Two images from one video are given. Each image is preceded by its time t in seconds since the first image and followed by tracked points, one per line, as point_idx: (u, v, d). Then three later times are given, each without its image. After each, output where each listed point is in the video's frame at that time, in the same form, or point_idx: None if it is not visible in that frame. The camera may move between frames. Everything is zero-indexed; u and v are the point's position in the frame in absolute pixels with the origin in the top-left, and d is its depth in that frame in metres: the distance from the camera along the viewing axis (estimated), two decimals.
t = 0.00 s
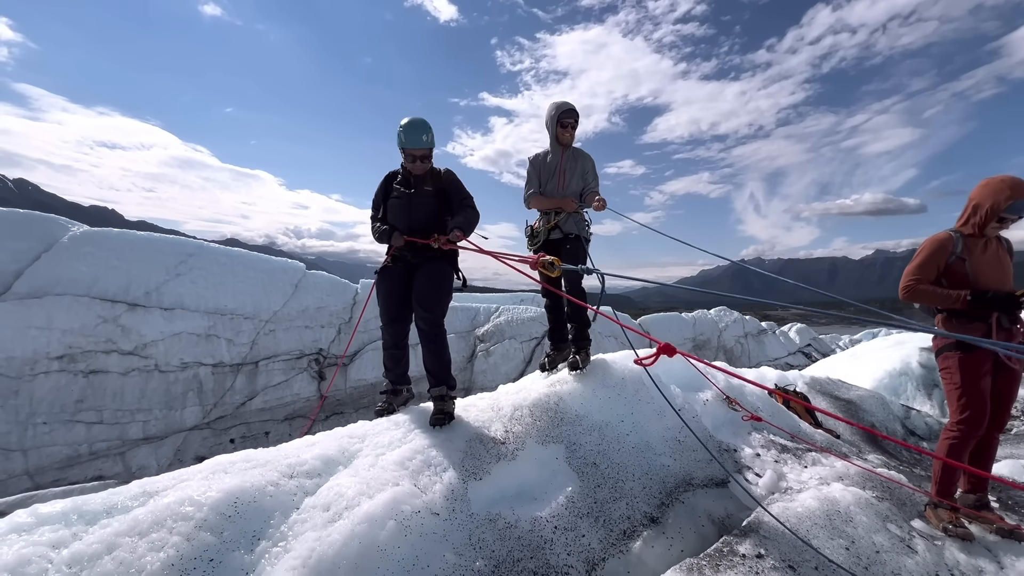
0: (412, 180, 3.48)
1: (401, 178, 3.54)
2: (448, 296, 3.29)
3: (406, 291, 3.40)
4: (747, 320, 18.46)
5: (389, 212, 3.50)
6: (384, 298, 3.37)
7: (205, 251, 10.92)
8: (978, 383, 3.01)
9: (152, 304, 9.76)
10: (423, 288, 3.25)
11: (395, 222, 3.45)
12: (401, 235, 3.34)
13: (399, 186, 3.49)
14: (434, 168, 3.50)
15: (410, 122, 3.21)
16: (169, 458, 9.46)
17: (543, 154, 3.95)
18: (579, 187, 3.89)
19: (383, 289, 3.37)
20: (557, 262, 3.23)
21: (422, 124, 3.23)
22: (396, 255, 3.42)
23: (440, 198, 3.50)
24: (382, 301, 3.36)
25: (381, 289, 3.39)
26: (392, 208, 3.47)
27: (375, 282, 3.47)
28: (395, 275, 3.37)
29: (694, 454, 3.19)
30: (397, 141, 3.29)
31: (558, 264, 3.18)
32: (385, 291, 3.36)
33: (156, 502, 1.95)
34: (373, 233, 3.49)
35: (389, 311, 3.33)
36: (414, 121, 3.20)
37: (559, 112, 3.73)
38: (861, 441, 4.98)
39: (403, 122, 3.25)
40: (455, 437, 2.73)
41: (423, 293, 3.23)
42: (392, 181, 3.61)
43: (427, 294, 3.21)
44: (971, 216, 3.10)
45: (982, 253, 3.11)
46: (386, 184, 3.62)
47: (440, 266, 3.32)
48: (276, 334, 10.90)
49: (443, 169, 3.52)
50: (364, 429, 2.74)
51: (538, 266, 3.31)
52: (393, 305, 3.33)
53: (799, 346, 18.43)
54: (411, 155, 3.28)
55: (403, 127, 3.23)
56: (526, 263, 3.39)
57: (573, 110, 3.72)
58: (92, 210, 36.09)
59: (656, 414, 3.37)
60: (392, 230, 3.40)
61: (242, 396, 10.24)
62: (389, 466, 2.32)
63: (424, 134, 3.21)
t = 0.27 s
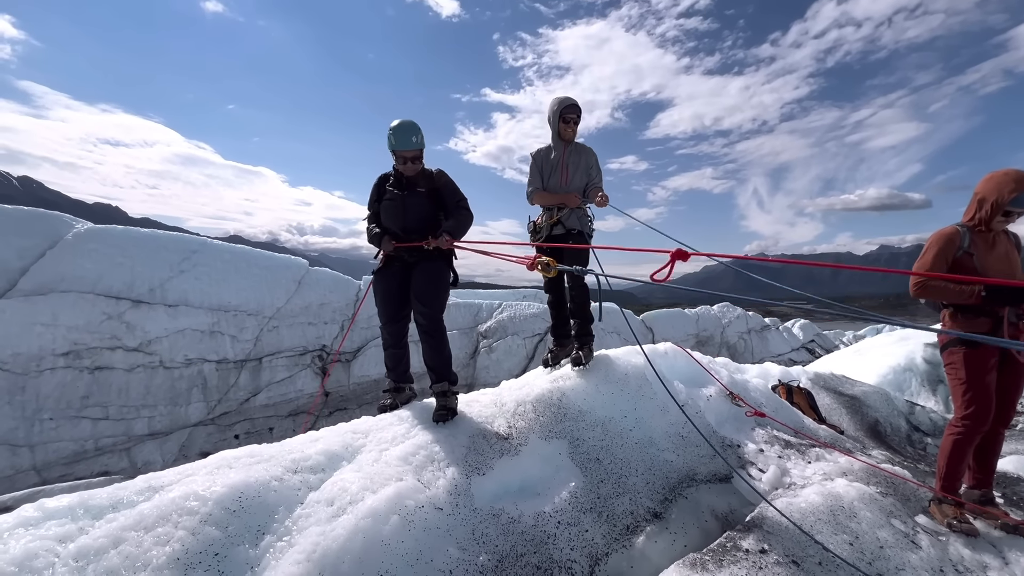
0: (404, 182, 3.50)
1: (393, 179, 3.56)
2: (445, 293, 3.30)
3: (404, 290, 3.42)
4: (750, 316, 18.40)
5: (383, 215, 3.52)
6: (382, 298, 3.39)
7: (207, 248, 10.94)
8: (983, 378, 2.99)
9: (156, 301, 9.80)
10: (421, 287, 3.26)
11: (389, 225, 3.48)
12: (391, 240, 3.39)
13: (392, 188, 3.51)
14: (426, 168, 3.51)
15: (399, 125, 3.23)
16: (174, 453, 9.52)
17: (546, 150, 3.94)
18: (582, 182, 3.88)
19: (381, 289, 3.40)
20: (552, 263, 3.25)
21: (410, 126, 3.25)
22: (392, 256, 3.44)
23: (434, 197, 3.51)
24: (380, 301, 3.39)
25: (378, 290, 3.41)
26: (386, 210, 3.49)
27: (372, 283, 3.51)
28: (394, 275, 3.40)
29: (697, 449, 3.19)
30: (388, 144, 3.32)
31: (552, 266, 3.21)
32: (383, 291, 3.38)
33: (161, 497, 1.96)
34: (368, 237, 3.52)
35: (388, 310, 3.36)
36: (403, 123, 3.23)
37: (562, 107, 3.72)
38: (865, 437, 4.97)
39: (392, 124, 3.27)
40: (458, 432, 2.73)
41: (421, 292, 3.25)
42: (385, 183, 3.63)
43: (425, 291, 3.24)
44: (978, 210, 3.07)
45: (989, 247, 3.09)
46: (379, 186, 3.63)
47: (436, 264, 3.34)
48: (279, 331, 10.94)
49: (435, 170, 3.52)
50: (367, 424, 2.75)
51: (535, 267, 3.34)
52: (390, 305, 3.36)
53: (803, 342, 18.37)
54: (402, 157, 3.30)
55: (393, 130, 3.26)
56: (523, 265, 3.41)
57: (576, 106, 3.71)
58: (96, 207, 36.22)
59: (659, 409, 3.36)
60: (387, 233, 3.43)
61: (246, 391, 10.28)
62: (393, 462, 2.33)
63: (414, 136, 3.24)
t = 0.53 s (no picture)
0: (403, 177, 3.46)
1: (391, 174, 3.51)
2: (445, 286, 3.28)
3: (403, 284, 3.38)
4: (749, 311, 18.38)
5: (382, 209, 3.48)
6: (380, 293, 3.34)
7: (206, 244, 10.89)
8: (991, 371, 2.97)
9: (156, 297, 9.76)
10: (421, 282, 3.23)
11: (388, 219, 3.44)
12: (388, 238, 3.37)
13: (391, 182, 3.47)
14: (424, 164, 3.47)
15: (396, 119, 3.18)
16: (175, 449, 9.51)
17: (547, 142, 3.89)
18: (584, 173, 3.83)
19: (379, 284, 3.34)
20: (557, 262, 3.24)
21: (407, 120, 3.20)
22: (391, 251, 3.40)
23: (433, 192, 3.47)
24: (377, 296, 3.35)
25: (375, 284, 3.36)
26: (384, 205, 3.45)
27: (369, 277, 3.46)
28: (393, 269, 3.36)
29: (700, 443, 3.17)
30: (386, 138, 3.27)
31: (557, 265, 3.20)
32: (381, 285, 3.33)
33: (158, 492, 1.93)
34: (366, 233, 3.48)
35: (385, 305, 3.32)
36: (401, 116, 3.18)
37: (563, 98, 3.67)
38: (868, 430, 4.95)
39: (391, 118, 3.23)
40: (459, 426, 2.70)
41: (421, 286, 3.21)
42: (383, 178, 3.58)
43: (425, 284, 3.20)
44: (986, 201, 3.06)
45: (998, 239, 3.07)
46: (377, 180, 3.58)
47: (436, 258, 3.30)
48: (279, 327, 10.91)
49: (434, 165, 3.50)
50: (368, 419, 2.71)
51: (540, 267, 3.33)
52: (389, 300, 3.32)
53: (803, 337, 18.37)
54: (401, 151, 3.26)
55: (390, 124, 3.21)
56: (529, 265, 3.40)
57: (577, 96, 3.66)
58: (95, 203, 36.16)
59: (662, 403, 3.34)
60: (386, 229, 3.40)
61: (246, 387, 10.26)
62: (393, 456, 2.29)
63: (412, 130, 3.19)
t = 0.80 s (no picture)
0: (405, 162, 3.36)
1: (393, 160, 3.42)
2: (449, 273, 3.21)
3: (405, 272, 3.31)
4: (747, 305, 18.36)
5: (384, 196, 3.40)
6: (380, 280, 3.26)
7: (203, 239, 10.79)
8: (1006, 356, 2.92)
9: (152, 291, 9.67)
10: (422, 269, 3.15)
11: (391, 206, 3.36)
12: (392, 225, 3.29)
13: (393, 169, 3.37)
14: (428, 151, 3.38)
15: (400, 104, 3.11)
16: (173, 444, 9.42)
17: (551, 125, 3.81)
18: (588, 157, 3.73)
19: (379, 271, 3.26)
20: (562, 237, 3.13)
21: (412, 106, 3.13)
22: (392, 238, 3.32)
23: (436, 178, 3.38)
24: (378, 284, 3.27)
25: (377, 272, 3.29)
26: (386, 192, 3.37)
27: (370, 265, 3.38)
28: (394, 256, 3.28)
29: (709, 431, 3.11)
30: (388, 123, 3.19)
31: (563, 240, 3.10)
32: (383, 273, 3.26)
33: (156, 480, 1.86)
34: (367, 220, 3.39)
35: (387, 292, 3.24)
36: (405, 102, 3.11)
37: (567, 80, 3.58)
38: (874, 420, 4.91)
39: (393, 104, 3.15)
40: (465, 413, 2.63)
41: (423, 273, 3.13)
42: (384, 164, 3.48)
43: (428, 270, 3.13)
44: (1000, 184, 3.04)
45: (1014, 222, 3.01)
46: (378, 167, 3.49)
47: (439, 244, 3.22)
48: (277, 322, 10.80)
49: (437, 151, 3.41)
50: (371, 407, 2.64)
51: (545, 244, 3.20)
52: (389, 287, 3.25)
53: (800, 331, 18.38)
54: (404, 136, 3.18)
55: (394, 109, 3.13)
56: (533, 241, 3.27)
57: (582, 78, 3.57)
58: (90, 198, 35.91)
59: (671, 391, 3.27)
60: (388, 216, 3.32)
61: (245, 382, 10.18)
62: (399, 444, 2.22)
63: (416, 116, 3.13)
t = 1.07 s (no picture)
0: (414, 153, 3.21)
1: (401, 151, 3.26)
2: (463, 266, 3.09)
3: (416, 266, 3.18)
4: (743, 298, 18.30)
5: (393, 188, 3.26)
6: (390, 276, 3.14)
7: (196, 232, 10.55)
8: None
9: (146, 286, 9.46)
10: (434, 265, 3.02)
11: (401, 199, 3.23)
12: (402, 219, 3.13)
13: (403, 160, 3.22)
14: (439, 142, 3.25)
15: (411, 92, 2.98)
16: (170, 440, 9.30)
17: (563, 114, 3.68)
18: (604, 145, 3.60)
19: (390, 266, 3.14)
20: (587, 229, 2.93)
21: (423, 94, 3.00)
22: (403, 232, 3.18)
23: (448, 170, 3.25)
24: (388, 280, 3.15)
25: (387, 267, 3.16)
26: (395, 184, 3.23)
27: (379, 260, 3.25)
28: (405, 251, 3.15)
29: (733, 428, 3.01)
30: (398, 112, 3.05)
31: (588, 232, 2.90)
32: (393, 268, 3.13)
33: (164, 488, 1.73)
34: (375, 214, 3.25)
35: (398, 288, 3.12)
36: (415, 90, 2.98)
37: (580, 65, 3.44)
38: (889, 414, 4.84)
39: (403, 92, 3.02)
40: (485, 412, 2.52)
41: (436, 268, 3.00)
42: (392, 155, 3.32)
43: (441, 264, 3.00)
44: None
45: None
46: (386, 159, 3.32)
47: (451, 238, 3.09)
48: (273, 317, 10.62)
49: (448, 142, 3.28)
50: (386, 406, 2.52)
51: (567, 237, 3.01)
52: (399, 283, 3.12)
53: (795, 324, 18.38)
54: (414, 125, 3.04)
55: (404, 97, 2.99)
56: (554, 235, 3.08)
57: (595, 62, 3.43)
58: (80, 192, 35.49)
59: (692, 387, 3.17)
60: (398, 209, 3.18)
61: (240, 377, 9.98)
62: (420, 446, 2.11)
63: (427, 104, 2.99)
